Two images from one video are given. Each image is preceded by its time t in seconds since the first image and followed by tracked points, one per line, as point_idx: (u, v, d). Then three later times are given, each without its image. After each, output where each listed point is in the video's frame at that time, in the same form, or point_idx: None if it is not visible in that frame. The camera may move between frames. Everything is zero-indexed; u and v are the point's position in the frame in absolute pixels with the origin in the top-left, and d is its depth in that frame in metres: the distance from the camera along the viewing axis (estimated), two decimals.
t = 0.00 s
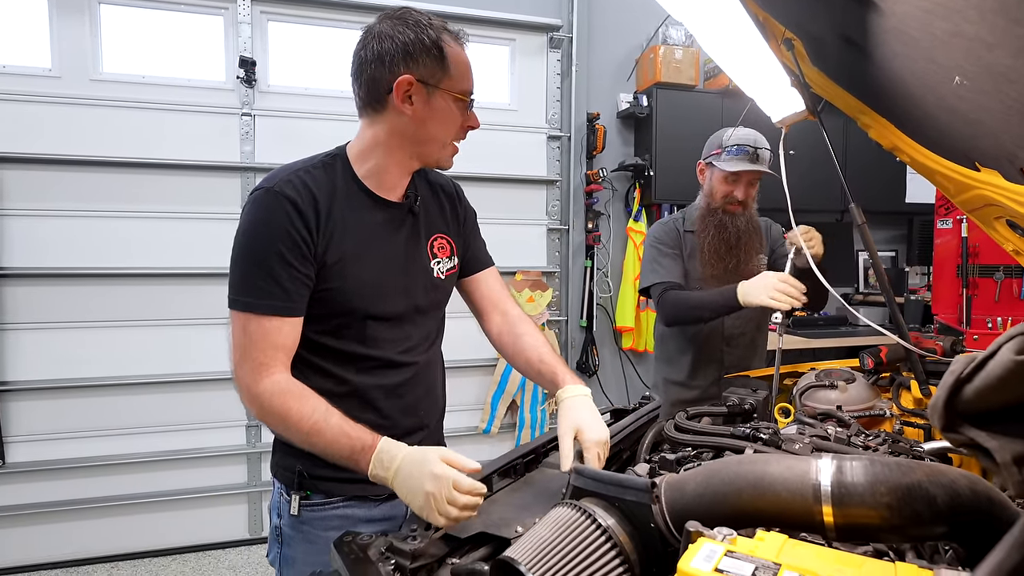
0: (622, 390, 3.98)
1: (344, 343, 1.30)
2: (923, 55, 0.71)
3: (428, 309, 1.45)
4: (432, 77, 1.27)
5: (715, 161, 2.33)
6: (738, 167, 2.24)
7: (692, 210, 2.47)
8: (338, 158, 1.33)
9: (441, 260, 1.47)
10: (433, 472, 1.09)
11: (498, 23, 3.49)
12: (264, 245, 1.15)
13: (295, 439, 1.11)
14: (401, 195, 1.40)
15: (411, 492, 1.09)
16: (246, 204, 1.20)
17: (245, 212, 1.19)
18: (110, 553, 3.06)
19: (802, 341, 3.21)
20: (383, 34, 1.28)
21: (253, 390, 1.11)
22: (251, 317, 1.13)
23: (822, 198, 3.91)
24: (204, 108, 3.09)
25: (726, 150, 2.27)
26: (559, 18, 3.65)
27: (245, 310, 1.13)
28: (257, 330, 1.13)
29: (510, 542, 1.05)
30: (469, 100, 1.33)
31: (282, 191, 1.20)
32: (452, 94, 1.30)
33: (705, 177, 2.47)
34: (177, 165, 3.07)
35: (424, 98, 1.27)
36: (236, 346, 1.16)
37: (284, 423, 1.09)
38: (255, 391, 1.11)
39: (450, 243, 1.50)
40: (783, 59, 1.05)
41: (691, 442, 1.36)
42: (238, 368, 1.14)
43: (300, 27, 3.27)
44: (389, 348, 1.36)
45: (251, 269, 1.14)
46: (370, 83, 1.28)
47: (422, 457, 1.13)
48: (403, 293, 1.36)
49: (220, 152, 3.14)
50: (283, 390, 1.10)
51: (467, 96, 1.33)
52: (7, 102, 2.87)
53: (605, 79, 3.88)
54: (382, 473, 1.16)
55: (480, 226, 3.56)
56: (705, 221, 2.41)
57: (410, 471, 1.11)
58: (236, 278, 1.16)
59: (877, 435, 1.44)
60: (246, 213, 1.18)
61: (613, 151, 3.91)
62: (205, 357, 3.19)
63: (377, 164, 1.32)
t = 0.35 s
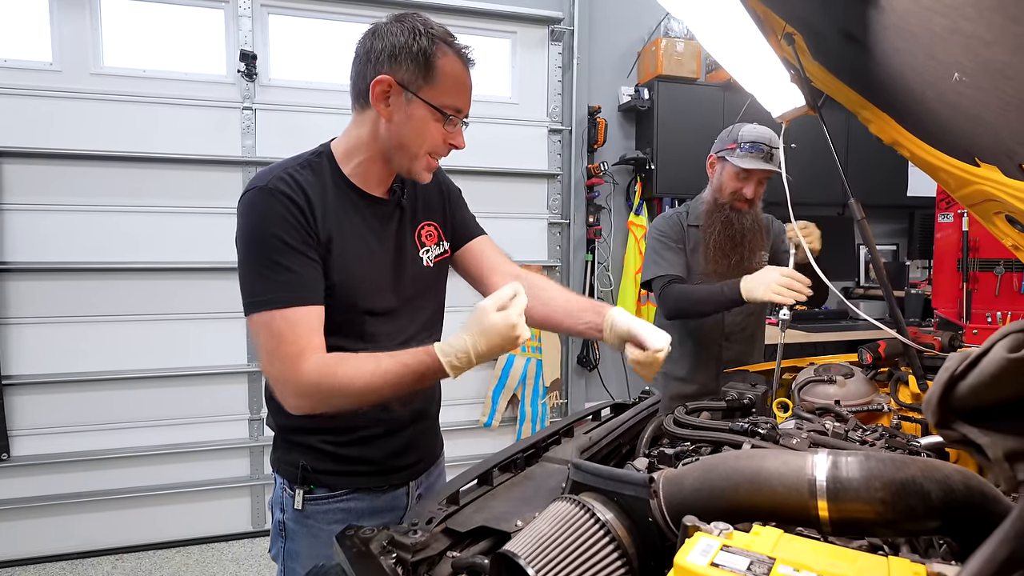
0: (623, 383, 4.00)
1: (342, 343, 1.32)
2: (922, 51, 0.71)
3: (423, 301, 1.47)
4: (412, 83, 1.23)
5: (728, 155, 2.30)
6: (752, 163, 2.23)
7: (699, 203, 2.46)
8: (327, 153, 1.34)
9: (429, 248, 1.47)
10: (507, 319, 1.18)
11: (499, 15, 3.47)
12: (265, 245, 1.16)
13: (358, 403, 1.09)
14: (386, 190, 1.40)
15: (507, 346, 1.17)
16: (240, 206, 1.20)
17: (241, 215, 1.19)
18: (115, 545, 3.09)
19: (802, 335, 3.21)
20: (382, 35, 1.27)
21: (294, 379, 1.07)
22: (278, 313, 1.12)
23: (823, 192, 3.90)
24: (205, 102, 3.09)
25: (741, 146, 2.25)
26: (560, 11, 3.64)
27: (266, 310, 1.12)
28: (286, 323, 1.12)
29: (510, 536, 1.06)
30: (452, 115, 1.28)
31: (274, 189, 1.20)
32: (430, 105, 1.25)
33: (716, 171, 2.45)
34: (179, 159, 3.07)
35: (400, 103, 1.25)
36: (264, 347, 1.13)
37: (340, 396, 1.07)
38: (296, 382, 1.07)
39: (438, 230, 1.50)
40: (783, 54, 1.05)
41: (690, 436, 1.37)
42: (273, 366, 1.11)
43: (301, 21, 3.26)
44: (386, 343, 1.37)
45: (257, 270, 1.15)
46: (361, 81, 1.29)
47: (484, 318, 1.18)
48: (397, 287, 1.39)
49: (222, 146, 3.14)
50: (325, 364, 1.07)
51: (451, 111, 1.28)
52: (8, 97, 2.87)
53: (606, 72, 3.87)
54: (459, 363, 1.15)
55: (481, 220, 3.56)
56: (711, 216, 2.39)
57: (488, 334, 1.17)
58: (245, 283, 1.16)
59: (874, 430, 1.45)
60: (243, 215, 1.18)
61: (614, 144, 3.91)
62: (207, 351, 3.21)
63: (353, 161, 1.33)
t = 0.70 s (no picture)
0: (620, 389, 4.00)
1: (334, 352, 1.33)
2: (912, 63, 0.71)
3: (414, 306, 1.49)
4: (393, 97, 1.24)
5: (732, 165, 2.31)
6: (755, 176, 2.23)
7: (699, 211, 2.47)
8: (310, 164, 1.34)
9: (417, 251, 1.48)
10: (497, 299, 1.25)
11: (496, 23, 3.49)
12: (255, 262, 1.16)
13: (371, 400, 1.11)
14: (371, 201, 1.41)
15: (503, 323, 1.24)
16: (228, 224, 1.20)
17: (231, 233, 1.19)
18: (110, 553, 3.08)
19: (797, 341, 3.23)
20: (365, 47, 1.28)
21: (304, 389, 1.09)
22: (281, 325, 1.13)
23: (819, 198, 3.92)
24: (202, 109, 3.10)
25: (745, 156, 2.25)
26: (557, 18, 3.66)
27: (267, 324, 1.13)
28: (291, 333, 1.13)
29: (504, 545, 1.06)
30: (434, 129, 1.28)
31: (258, 203, 1.20)
32: (411, 120, 1.25)
33: (718, 179, 2.45)
34: (176, 166, 3.07)
35: (382, 116, 1.25)
36: (271, 360, 1.15)
37: (352, 397, 1.09)
38: (306, 390, 1.09)
39: (424, 232, 1.50)
40: (775, 63, 1.05)
41: (683, 444, 1.38)
42: (284, 378, 1.12)
43: (298, 29, 3.27)
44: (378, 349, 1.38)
45: (251, 287, 1.15)
46: (344, 93, 1.30)
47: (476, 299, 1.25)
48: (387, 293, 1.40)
49: (219, 153, 3.14)
50: (332, 368, 1.08)
51: (432, 124, 1.28)
52: (6, 104, 2.88)
53: (603, 79, 3.89)
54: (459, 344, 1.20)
55: (478, 226, 3.57)
56: (711, 225, 2.40)
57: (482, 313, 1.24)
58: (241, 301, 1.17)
59: (868, 437, 1.46)
60: (232, 233, 1.18)
61: (611, 151, 3.92)
62: (203, 357, 3.20)
63: (334, 172, 1.33)
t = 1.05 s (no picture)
0: (617, 393, 4.00)
1: (326, 357, 1.33)
2: (907, 68, 0.72)
3: (409, 311, 1.49)
4: (383, 102, 1.23)
5: (728, 168, 2.32)
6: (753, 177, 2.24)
7: (695, 215, 2.48)
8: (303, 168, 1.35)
9: (411, 257, 1.48)
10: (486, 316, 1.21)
11: (493, 28, 3.50)
12: (244, 268, 1.16)
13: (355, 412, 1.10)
14: (365, 205, 1.41)
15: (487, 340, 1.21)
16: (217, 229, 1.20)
17: (220, 239, 1.18)
18: (105, 558, 3.06)
19: (794, 345, 3.24)
20: (356, 51, 1.26)
21: (288, 398, 1.09)
22: (268, 333, 1.13)
23: (814, 202, 3.94)
24: (199, 113, 3.10)
25: (742, 158, 2.26)
26: (554, 23, 3.67)
27: (255, 332, 1.14)
28: (277, 342, 1.13)
29: (501, 548, 1.06)
30: (424, 134, 1.28)
31: (249, 209, 1.20)
32: (401, 126, 1.25)
33: (715, 183, 2.45)
34: (172, 170, 3.07)
35: (372, 121, 1.25)
36: (257, 369, 1.15)
37: (335, 408, 1.08)
38: (290, 400, 1.09)
39: (418, 239, 1.51)
40: (770, 67, 1.06)
41: (680, 447, 1.37)
42: (269, 387, 1.13)
43: (296, 33, 3.28)
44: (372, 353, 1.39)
45: (241, 292, 1.15)
46: (336, 97, 1.29)
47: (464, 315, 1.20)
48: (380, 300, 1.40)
49: (216, 156, 3.14)
50: (315, 379, 1.08)
51: (422, 129, 1.27)
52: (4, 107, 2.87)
53: (599, 84, 3.91)
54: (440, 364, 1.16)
55: (475, 230, 3.57)
56: (708, 229, 2.40)
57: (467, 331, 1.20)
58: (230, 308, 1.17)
59: (864, 440, 1.46)
60: (221, 239, 1.18)
61: (607, 155, 3.94)
62: (200, 361, 3.19)
63: (327, 176, 1.34)
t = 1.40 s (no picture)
0: (616, 394, 4.01)
1: (341, 358, 1.33)
2: (905, 70, 0.72)
3: (424, 322, 1.49)
4: (413, 95, 1.25)
5: (726, 169, 2.32)
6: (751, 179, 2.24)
7: (695, 216, 2.49)
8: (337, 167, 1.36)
9: (435, 273, 1.51)
10: (499, 428, 1.06)
11: (492, 29, 3.51)
12: (271, 260, 1.17)
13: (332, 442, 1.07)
14: (396, 209, 1.42)
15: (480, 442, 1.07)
16: (251, 215, 1.22)
17: (250, 225, 1.20)
18: (104, 559, 3.06)
19: (793, 346, 3.24)
20: (390, 50, 1.29)
21: (277, 400, 1.09)
22: (270, 330, 1.13)
23: (814, 203, 3.94)
24: (199, 114, 3.10)
25: (740, 159, 2.26)
26: (553, 24, 3.67)
27: (259, 327, 1.14)
28: (277, 343, 1.13)
29: (502, 548, 1.06)
30: (455, 128, 1.28)
31: (286, 203, 1.21)
32: (432, 120, 1.25)
33: (714, 185, 2.46)
34: (171, 170, 3.07)
35: (402, 115, 1.26)
36: (260, 362, 1.15)
37: (312, 427, 1.06)
38: (277, 403, 1.09)
39: (443, 256, 1.55)
40: (770, 69, 1.06)
41: (681, 449, 1.37)
42: (264, 383, 1.13)
43: (295, 34, 3.28)
44: (384, 359, 1.39)
45: (258, 284, 1.16)
46: (370, 97, 1.32)
47: (478, 416, 1.06)
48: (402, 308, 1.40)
49: (216, 157, 3.14)
50: (301, 392, 1.07)
51: (453, 123, 1.27)
52: (4, 108, 2.87)
53: (599, 85, 3.91)
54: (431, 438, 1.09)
55: (475, 231, 3.57)
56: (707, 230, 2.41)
57: (471, 432, 1.07)
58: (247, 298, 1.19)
59: (864, 441, 1.46)
60: (252, 225, 1.20)
61: (607, 156, 3.94)
62: (200, 362, 3.19)
63: (361, 174, 1.35)
